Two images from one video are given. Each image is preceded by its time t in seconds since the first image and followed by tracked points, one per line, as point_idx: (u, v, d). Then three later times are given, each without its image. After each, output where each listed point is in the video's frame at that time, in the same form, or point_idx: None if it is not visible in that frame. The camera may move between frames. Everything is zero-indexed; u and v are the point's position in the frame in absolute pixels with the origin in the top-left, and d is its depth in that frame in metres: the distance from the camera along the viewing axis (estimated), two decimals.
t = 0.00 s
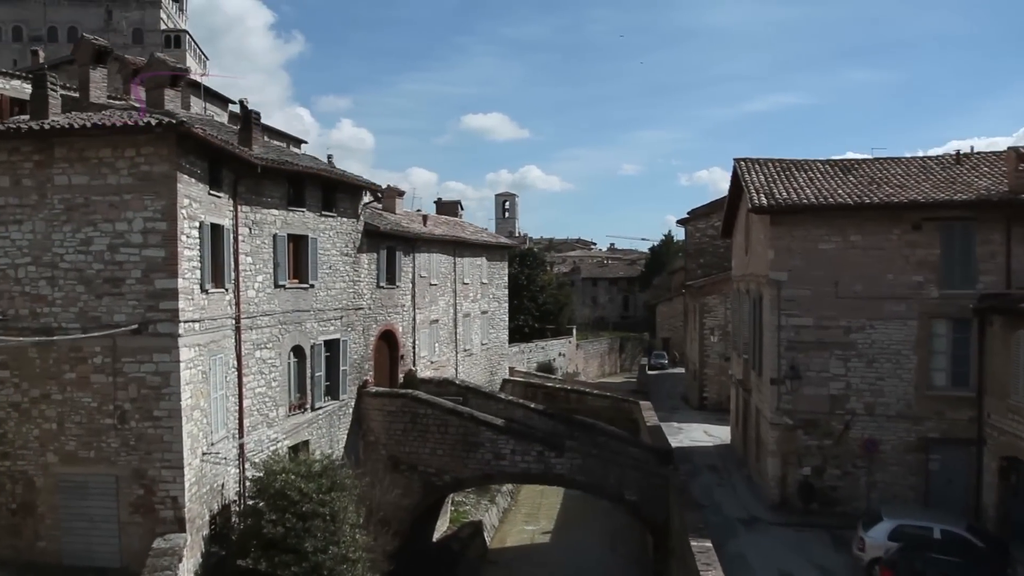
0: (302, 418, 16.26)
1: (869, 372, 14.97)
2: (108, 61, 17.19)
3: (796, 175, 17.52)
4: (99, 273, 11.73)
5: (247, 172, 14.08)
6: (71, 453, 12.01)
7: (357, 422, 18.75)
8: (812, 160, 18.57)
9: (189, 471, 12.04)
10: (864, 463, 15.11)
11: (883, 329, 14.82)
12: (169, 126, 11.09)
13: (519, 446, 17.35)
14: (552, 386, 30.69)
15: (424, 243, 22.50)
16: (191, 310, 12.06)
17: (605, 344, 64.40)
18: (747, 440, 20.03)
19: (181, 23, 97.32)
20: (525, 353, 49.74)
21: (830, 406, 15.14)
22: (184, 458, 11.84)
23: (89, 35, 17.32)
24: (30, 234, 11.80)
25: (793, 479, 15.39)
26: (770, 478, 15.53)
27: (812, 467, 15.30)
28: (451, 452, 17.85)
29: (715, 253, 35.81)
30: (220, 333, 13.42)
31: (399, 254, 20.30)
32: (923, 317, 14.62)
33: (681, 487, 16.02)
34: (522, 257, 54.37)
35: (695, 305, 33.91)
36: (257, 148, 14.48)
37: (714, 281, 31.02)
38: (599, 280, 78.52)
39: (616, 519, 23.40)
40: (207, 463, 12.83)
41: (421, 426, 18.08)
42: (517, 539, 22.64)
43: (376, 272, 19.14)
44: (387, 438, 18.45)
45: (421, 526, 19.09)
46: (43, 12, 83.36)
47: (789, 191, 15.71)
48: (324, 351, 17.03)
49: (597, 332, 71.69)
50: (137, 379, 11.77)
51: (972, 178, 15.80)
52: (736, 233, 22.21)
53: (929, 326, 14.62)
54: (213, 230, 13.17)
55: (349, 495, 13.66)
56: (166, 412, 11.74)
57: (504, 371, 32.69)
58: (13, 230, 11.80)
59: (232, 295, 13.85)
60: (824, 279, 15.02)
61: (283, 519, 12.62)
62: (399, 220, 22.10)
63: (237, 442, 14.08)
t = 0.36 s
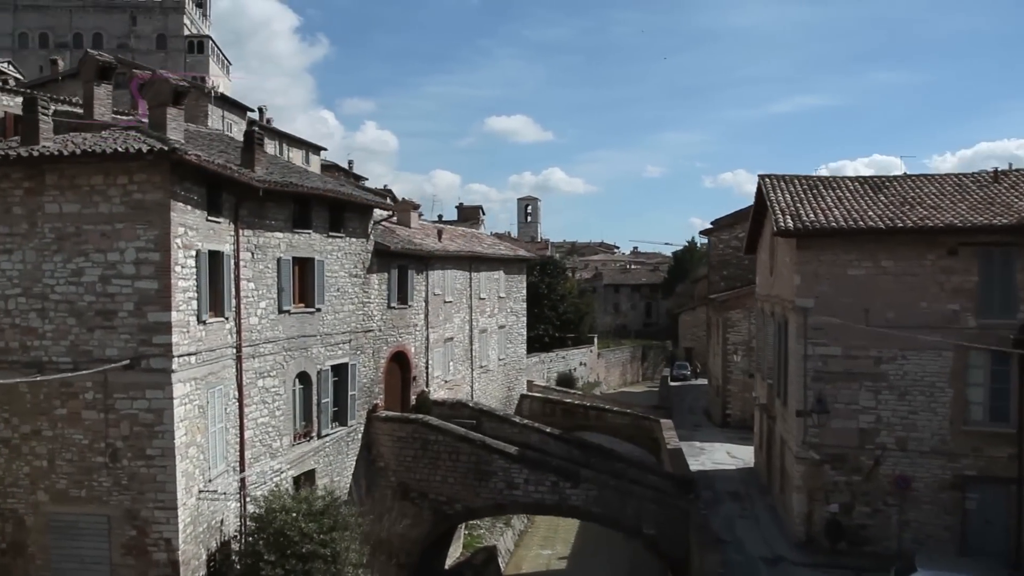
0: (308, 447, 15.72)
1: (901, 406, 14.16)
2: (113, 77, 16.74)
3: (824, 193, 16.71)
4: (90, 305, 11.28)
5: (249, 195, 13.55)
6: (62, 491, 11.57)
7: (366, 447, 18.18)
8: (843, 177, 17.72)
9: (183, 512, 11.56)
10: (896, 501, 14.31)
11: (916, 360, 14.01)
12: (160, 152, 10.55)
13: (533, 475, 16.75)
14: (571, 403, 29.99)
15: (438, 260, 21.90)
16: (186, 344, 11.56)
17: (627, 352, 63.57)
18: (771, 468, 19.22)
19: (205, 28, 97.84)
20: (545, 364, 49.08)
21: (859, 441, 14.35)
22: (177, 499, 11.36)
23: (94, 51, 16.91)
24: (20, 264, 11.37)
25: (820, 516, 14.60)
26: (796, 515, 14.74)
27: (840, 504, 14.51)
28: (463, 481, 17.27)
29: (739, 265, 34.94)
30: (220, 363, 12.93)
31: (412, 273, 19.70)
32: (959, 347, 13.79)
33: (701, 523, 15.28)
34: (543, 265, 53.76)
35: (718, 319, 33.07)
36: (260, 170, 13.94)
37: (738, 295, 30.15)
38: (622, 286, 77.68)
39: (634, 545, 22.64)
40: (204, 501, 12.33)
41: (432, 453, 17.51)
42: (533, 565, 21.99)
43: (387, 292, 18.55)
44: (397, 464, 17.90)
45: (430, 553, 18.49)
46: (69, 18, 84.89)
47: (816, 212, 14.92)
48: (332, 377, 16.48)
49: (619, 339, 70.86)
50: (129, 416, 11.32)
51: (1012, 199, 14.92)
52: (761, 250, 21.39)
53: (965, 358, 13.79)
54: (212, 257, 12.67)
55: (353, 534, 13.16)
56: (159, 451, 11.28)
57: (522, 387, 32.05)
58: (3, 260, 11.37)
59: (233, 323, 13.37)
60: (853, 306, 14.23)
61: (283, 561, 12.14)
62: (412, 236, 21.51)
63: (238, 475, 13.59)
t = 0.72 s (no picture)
0: (313, 476, 15.21)
1: (935, 441, 13.36)
2: (117, 94, 16.35)
3: (854, 212, 15.90)
4: (81, 338, 10.82)
5: (251, 219, 13.05)
6: (52, 530, 11.14)
7: (376, 475, 17.59)
8: (874, 194, 16.90)
9: (177, 554, 11.08)
10: (930, 543, 13.52)
11: (952, 393, 13.22)
12: (150, 182, 10.05)
13: (547, 505, 16.15)
14: (590, 420, 29.27)
15: (453, 277, 21.29)
16: (181, 379, 11.06)
17: (649, 361, 62.74)
18: (796, 496, 18.40)
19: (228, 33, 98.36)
20: (565, 374, 48.41)
21: (891, 478, 13.55)
22: (170, 541, 10.91)
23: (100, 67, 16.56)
24: (10, 295, 10.93)
25: (848, 556, 13.79)
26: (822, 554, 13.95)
27: (870, 544, 13.73)
28: (475, 510, 16.67)
29: (763, 277, 34.05)
30: (218, 395, 12.43)
31: (424, 291, 19.11)
32: (998, 381, 13.00)
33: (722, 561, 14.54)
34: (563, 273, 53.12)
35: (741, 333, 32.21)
36: (263, 192, 13.42)
37: (764, 309, 29.28)
38: (644, 293, 76.89)
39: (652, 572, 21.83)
40: (201, 540, 11.86)
41: (443, 480, 16.94)
42: None
43: (398, 313, 17.95)
44: (407, 492, 17.34)
45: None
46: (92, 25, 85.57)
47: (846, 235, 14.14)
48: (339, 403, 15.94)
49: (641, 348, 69.99)
50: (120, 454, 10.87)
51: None
52: (787, 268, 20.56)
53: (1005, 393, 12.99)
54: (210, 285, 12.17)
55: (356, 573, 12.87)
56: (151, 491, 10.83)
57: (540, 402, 31.39)
58: None
59: (234, 353, 12.88)
60: (884, 335, 13.45)
61: None
62: (426, 253, 20.93)
63: (238, 509, 13.10)
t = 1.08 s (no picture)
0: (318, 506, 14.67)
1: (972, 481, 12.58)
2: (121, 110, 16.04)
3: (885, 233, 15.12)
4: (69, 372, 10.37)
5: (251, 243, 12.55)
6: (40, 571, 10.71)
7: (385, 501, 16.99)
8: (906, 213, 16.09)
9: None
10: None
11: (990, 430, 12.45)
12: (137, 212, 9.55)
13: (560, 537, 15.54)
14: (609, 436, 28.57)
15: (467, 295, 20.70)
16: (173, 415, 10.58)
17: (672, 370, 61.84)
18: (821, 527, 17.61)
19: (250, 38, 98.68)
20: (585, 384, 47.71)
21: (924, 518, 12.79)
22: None
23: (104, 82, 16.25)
24: None
25: None
26: None
27: None
28: (486, 540, 16.10)
29: (788, 289, 33.15)
30: (216, 428, 11.94)
31: (436, 310, 18.52)
32: None
33: None
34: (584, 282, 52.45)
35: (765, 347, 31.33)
36: (264, 215, 12.91)
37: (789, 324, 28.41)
38: (666, 299, 76.03)
39: None
40: None
41: (453, 509, 16.37)
42: None
43: (409, 335, 17.37)
44: (416, 519, 16.76)
45: None
46: (116, 31, 86.36)
47: (876, 260, 13.40)
48: (345, 429, 15.40)
49: (663, 356, 69.08)
50: (110, 493, 10.41)
51: None
52: (814, 286, 19.73)
53: None
54: (207, 314, 11.68)
55: None
56: (141, 532, 10.34)
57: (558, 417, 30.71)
58: None
59: (233, 383, 12.40)
60: (917, 367, 12.70)
61: None
62: (439, 269, 20.34)
63: (237, 545, 12.61)
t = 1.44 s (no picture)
0: (323, 536, 14.15)
1: (1012, 523, 11.83)
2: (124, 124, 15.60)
3: (918, 254, 14.35)
4: (57, 407, 9.93)
5: (251, 268, 12.04)
6: None
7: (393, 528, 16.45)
8: (941, 232, 15.28)
9: None
10: None
11: None
12: (122, 242, 9.08)
13: (573, 570, 14.93)
14: (627, 453, 27.86)
15: (481, 312, 20.10)
16: (165, 452, 10.10)
17: (693, 379, 60.96)
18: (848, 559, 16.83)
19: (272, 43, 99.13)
20: (604, 394, 47.02)
21: (959, 561, 12.03)
22: None
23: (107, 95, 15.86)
24: None
25: None
26: None
27: None
28: (496, 571, 15.53)
29: (813, 302, 32.26)
30: (213, 461, 11.46)
31: (448, 329, 17.91)
32: None
33: None
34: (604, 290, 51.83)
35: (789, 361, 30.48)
36: (266, 237, 12.41)
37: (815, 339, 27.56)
38: (688, 306, 75.14)
39: None
40: None
41: (463, 538, 15.81)
42: None
43: (419, 356, 16.79)
44: (425, 547, 16.20)
45: None
46: (139, 37, 87.31)
47: (908, 285, 12.66)
48: (351, 456, 14.88)
49: (684, 364, 68.20)
50: (98, 534, 9.96)
51: None
52: (841, 305, 18.92)
53: None
54: (204, 343, 11.21)
55: None
56: None
57: (577, 432, 30.06)
58: None
59: (231, 413, 11.91)
60: (953, 401, 11.96)
61: None
62: (453, 286, 19.77)
63: None
